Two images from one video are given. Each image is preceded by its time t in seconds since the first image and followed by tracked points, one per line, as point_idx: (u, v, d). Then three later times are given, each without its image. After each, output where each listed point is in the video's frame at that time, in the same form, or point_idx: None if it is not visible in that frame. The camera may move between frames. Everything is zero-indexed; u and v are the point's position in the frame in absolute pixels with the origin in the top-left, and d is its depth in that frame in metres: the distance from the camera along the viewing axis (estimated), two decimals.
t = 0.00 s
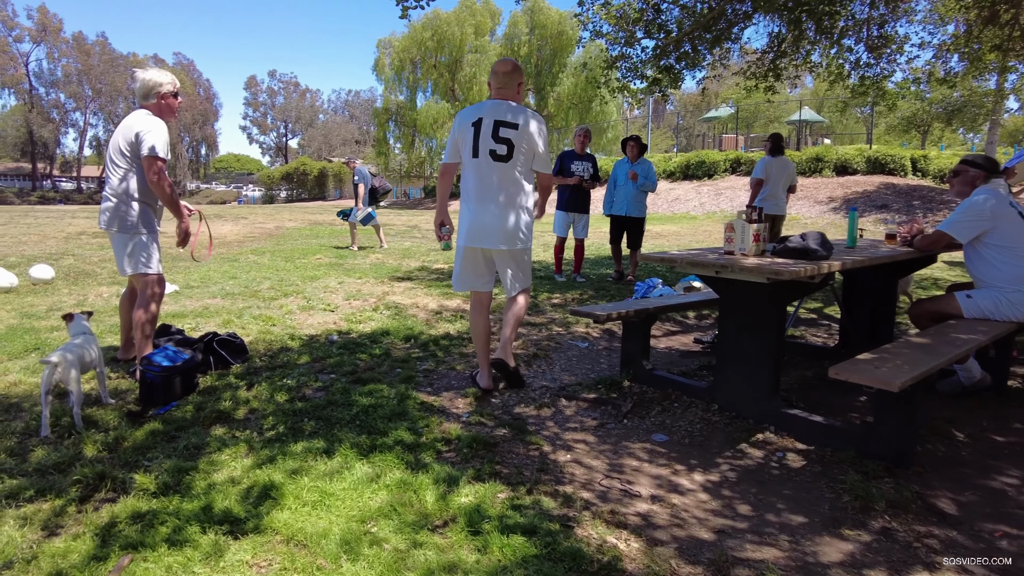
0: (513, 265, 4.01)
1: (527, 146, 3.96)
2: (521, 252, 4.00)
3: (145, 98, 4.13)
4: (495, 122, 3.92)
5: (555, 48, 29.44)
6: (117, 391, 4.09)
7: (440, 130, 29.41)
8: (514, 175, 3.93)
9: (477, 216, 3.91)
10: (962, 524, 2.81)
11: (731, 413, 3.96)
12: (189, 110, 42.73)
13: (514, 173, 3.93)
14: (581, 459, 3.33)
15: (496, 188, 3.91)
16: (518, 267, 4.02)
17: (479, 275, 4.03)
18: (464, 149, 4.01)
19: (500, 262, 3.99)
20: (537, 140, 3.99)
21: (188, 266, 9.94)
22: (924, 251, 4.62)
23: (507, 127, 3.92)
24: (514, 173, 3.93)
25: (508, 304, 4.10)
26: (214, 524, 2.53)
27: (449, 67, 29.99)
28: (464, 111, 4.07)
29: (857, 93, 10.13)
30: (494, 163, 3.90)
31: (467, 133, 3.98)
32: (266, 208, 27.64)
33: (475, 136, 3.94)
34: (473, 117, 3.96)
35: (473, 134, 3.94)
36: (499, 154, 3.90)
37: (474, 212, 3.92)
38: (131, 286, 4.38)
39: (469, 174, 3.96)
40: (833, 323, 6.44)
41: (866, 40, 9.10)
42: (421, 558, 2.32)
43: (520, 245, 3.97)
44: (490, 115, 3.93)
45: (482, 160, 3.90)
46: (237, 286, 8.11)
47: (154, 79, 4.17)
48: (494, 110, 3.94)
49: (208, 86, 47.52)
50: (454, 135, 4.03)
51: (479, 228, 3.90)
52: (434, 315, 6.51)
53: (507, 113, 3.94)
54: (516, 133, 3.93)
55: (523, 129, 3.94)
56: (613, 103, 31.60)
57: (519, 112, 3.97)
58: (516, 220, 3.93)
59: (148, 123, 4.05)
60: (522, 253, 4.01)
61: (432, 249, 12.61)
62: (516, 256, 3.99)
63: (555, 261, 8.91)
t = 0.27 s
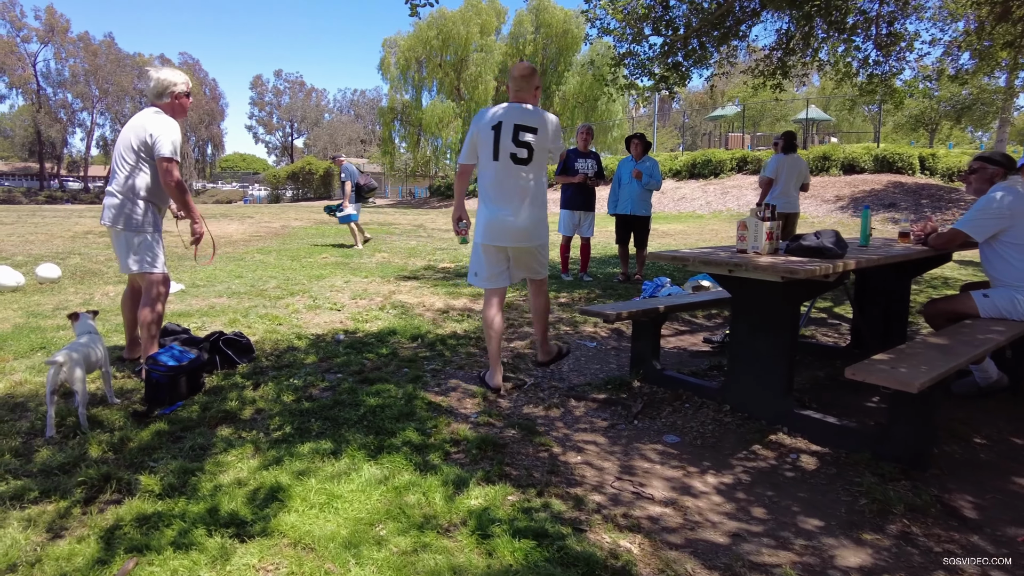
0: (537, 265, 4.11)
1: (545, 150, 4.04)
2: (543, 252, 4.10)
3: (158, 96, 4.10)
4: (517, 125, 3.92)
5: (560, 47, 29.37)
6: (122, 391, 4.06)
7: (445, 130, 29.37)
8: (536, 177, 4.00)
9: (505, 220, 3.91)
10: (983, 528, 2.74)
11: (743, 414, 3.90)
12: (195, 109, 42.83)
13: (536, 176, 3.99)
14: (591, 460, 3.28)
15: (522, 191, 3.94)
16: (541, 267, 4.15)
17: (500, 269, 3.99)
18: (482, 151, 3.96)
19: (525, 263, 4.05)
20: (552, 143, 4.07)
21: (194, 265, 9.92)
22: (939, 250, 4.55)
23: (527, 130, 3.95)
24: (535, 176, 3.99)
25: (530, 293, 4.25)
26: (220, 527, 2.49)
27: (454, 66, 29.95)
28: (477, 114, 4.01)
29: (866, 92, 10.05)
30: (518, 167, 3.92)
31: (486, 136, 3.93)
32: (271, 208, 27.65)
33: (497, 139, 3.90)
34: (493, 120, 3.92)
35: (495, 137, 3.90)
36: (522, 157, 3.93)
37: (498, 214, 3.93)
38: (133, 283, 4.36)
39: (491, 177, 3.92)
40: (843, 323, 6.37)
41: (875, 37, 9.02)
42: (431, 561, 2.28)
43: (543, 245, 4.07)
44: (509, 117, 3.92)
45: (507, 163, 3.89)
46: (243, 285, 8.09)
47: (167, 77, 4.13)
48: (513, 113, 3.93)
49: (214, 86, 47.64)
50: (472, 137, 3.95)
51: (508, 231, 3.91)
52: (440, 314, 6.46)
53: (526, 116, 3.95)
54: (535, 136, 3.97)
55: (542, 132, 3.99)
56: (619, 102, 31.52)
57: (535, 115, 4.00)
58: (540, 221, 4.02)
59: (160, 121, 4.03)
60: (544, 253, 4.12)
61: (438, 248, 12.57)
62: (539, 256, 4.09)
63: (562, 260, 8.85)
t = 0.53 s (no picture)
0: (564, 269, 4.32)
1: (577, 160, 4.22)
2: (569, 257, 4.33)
3: (169, 97, 4.07)
4: (555, 137, 4.07)
5: (563, 47, 29.33)
6: (127, 391, 4.03)
7: (448, 129, 29.32)
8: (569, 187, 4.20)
9: (542, 227, 4.11)
10: (1001, 532, 2.70)
11: (753, 415, 3.86)
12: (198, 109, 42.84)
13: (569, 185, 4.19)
14: (601, 462, 3.24)
15: (557, 200, 4.14)
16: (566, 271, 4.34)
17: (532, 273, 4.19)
18: (521, 159, 4.08)
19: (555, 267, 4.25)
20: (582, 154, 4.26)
21: (198, 265, 9.89)
22: (951, 249, 4.50)
23: (564, 142, 4.11)
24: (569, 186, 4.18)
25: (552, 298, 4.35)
26: (227, 529, 2.46)
27: (457, 66, 29.91)
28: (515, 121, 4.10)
29: (871, 91, 9.99)
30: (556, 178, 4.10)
31: (525, 145, 4.05)
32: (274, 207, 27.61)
33: (536, 149, 4.04)
34: (533, 131, 4.05)
35: (535, 147, 4.05)
36: (559, 168, 4.09)
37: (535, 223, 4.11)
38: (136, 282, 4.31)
39: (529, 185, 4.08)
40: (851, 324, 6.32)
41: (882, 36, 8.96)
42: (442, 564, 2.24)
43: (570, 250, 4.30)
44: (549, 129, 4.06)
45: (546, 173, 4.06)
46: (248, 285, 8.05)
47: (180, 78, 4.10)
48: (552, 125, 4.07)
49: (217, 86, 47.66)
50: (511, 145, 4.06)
51: (544, 237, 4.13)
52: (446, 314, 6.42)
53: (563, 128, 4.10)
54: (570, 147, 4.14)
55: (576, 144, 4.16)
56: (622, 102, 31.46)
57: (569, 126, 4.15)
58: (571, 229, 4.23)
59: (168, 122, 4.01)
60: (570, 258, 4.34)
61: (442, 248, 12.53)
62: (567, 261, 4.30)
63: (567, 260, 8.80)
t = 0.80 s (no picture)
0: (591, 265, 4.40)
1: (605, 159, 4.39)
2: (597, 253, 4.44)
3: (190, 107, 4.07)
4: (584, 136, 4.27)
5: (566, 47, 29.31)
6: (134, 390, 4.02)
7: (451, 130, 29.29)
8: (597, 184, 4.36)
9: (570, 222, 4.28)
10: (1018, 534, 2.67)
11: (764, 416, 3.84)
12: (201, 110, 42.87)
13: (597, 182, 4.34)
14: (612, 462, 3.22)
15: (585, 196, 4.31)
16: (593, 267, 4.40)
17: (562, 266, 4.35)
18: (551, 157, 4.29)
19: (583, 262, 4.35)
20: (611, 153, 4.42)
21: (202, 265, 9.88)
22: (962, 250, 4.48)
23: (593, 141, 4.30)
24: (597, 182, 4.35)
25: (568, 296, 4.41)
26: (238, 530, 2.44)
27: (460, 66, 29.89)
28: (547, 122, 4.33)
29: (877, 92, 9.96)
30: (584, 174, 4.28)
31: (556, 144, 4.26)
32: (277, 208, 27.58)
33: (566, 147, 4.25)
34: (563, 130, 4.26)
35: (564, 145, 4.25)
36: (587, 165, 4.28)
37: (562, 218, 4.30)
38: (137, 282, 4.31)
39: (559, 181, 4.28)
40: (859, 324, 6.29)
41: (888, 37, 8.92)
42: (456, 565, 2.22)
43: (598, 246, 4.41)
44: (579, 129, 4.27)
45: (574, 170, 4.26)
46: (252, 284, 8.03)
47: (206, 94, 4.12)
48: (581, 125, 4.28)
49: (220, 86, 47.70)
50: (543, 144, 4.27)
51: (572, 231, 4.29)
52: (452, 313, 6.40)
53: (592, 128, 4.31)
54: (599, 146, 4.32)
55: (605, 143, 4.34)
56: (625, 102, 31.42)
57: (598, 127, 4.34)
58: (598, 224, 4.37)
59: (182, 127, 3.99)
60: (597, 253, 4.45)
61: (445, 248, 12.51)
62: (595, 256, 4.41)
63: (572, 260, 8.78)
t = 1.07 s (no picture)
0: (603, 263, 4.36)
1: (622, 160, 4.36)
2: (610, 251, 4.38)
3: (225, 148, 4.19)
4: (597, 136, 4.30)
5: (570, 48, 29.30)
6: (145, 388, 4.02)
7: (455, 130, 29.27)
8: (611, 183, 4.33)
9: (579, 220, 4.31)
10: None
11: (775, 415, 3.83)
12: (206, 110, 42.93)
13: (610, 181, 4.32)
14: (624, 460, 3.21)
15: (596, 195, 4.30)
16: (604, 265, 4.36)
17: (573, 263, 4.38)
18: (567, 158, 4.38)
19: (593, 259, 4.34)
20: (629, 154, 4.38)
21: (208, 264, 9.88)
22: (972, 249, 4.47)
23: (608, 141, 4.30)
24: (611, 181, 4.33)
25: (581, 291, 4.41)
26: (254, 526, 2.44)
27: (464, 67, 29.88)
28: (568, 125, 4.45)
29: (883, 92, 9.93)
30: (595, 174, 4.28)
31: (570, 145, 4.35)
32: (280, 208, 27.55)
33: (579, 148, 4.32)
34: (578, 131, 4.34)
35: (577, 146, 4.32)
36: (599, 165, 4.28)
37: (574, 216, 4.34)
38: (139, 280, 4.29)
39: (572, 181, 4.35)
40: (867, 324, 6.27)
41: (895, 36, 8.90)
42: (473, 562, 2.22)
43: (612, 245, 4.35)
44: (593, 130, 4.31)
45: (585, 169, 4.29)
46: (258, 284, 8.04)
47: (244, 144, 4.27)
48: (596, 126, 4.31)
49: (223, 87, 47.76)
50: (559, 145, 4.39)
51: (580, 229, 4.30)
52: (459, 313, 6.40)
53: (607, 129, 4.31)
54: (615, 147, 4.31)
55: (621, 144, 4.33)
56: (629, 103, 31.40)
57: (616, 129, 4.34)
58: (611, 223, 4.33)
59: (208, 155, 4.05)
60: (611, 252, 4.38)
61: (450, 248, 12.51)
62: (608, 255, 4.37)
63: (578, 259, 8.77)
